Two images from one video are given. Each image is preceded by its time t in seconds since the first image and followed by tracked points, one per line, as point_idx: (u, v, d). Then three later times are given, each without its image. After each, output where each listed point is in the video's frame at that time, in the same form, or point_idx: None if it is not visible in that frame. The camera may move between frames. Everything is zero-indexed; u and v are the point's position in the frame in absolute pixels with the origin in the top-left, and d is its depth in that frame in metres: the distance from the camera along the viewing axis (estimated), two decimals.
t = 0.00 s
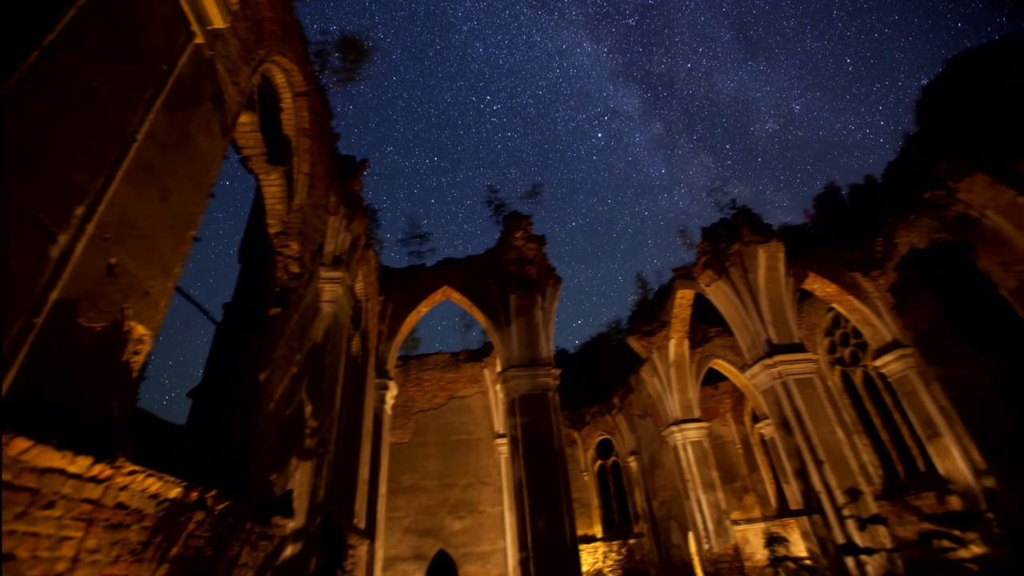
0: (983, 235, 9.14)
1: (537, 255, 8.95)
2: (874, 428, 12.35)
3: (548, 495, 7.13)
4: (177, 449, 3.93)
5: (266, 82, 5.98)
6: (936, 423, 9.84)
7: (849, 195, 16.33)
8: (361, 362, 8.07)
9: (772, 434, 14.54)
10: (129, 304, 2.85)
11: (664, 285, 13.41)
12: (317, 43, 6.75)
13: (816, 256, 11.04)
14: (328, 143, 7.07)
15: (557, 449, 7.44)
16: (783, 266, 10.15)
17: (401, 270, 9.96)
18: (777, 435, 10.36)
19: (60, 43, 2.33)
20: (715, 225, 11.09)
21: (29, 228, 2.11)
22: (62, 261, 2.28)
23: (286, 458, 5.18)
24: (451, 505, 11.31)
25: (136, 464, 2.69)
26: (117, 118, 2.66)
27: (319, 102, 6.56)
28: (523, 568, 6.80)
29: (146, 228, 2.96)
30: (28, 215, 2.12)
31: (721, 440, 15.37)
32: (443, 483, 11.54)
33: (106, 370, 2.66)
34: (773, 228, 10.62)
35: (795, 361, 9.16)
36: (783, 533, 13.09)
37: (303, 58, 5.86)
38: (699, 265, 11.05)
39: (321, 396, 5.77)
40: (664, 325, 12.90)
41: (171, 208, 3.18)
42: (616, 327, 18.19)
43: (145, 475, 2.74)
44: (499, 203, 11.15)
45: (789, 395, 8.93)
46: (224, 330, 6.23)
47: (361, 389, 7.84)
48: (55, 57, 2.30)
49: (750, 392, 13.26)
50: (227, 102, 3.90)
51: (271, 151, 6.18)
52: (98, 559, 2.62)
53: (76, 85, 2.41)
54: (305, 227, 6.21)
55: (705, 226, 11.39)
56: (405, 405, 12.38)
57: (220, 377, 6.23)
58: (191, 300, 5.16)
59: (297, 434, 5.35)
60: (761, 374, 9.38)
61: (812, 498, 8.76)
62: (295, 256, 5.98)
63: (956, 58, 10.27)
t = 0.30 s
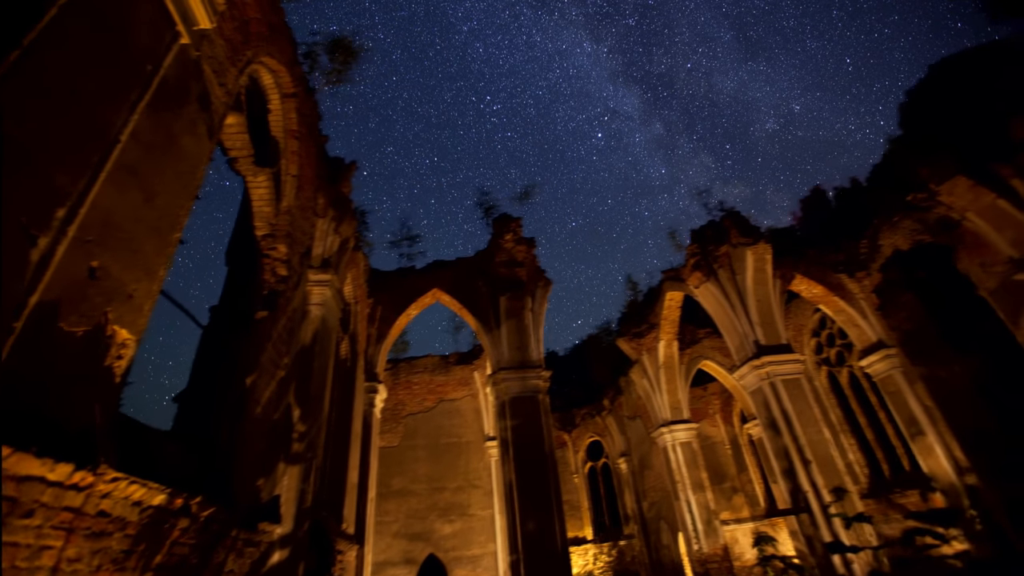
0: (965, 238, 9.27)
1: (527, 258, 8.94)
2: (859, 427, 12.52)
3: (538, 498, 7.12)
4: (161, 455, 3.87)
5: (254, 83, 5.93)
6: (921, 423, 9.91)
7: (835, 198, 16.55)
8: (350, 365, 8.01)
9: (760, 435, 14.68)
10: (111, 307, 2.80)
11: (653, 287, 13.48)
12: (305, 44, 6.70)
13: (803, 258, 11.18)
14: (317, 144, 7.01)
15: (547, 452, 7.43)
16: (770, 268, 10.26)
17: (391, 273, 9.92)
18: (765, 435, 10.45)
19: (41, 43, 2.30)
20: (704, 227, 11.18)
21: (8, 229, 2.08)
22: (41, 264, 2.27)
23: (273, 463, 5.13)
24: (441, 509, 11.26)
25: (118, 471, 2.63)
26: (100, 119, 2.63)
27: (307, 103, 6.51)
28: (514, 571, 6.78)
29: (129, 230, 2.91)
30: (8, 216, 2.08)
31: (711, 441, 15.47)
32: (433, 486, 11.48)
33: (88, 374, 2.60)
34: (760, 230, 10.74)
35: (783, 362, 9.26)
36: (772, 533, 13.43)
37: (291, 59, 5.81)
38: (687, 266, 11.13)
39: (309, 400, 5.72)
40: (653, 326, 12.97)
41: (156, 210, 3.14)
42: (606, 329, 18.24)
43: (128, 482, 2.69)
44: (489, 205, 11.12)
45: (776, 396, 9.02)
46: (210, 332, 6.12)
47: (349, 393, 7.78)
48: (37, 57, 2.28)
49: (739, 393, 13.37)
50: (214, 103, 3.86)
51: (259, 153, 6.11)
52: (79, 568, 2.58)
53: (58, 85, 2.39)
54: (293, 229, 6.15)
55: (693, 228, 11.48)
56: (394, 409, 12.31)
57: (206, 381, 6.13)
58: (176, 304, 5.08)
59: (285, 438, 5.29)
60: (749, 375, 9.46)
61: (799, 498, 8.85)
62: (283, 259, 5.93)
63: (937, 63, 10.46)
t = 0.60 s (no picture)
0: (947, 240, 9.35)
1: (517, 260, 8.93)
2: (846, 427, 12.67)
3: (529, 501, 7.10)
4: (145, 461, 3.80)
5: (241, 84, 5.87)
6: (904, 421, 10.46)
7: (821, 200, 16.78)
8: (339, 368, 7.95)
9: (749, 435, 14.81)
10: (95, 311, 2.75)
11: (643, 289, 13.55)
12: (294, 45, 6.65)
13: (789, 259, 11.33)
14: (305, 146, 6.96)
15: (538, 454, 7.42)
16: (758, 269, 10.36)
17: (381, 275, 9.87)
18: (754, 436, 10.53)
19: (21, 42, 2.27)
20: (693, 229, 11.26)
21: None
22: (21, 268, 2.25)
23: (260, 468, 5.08)
24: (431, 513, 11.20)
25: (101, 478, 2.59)
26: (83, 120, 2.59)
27: (296, 104, 6.46)
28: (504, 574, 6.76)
29: (113, 233, 2.86)
30: None
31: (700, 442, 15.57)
32: (423, 490, 11.42)
33: (71, 379, 2.55)
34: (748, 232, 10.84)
35: (771, 363, 9.35)
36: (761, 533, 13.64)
37: (280, 60, 5.77)
38: (677, 268, 11.21)
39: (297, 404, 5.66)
40: (643, 328, 13.03)
41: (141, 212, 3.09)
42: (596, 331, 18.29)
43: (111, 490, 2.66)
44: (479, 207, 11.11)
45: (765, 396, 9.11)
46: (196, 336, 6.03)
47: (338, 396, 7.72)
48: (16, 57, 2.24)
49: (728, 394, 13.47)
50: (200, 104, 3.81)
51: (247, 154, 6.06)
52: None
53: (38, 85, 2.35)
54: (281, 232, 6.08)
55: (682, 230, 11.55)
56: (384, 412, 12.24)
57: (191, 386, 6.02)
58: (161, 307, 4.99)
59: (272, 443, 5.24)
60: (738, 376, 9.53)
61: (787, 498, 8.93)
62: (271, 261, 5.84)
63: (919, 68, 10.62)
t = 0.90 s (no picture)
0: (932, 241, 9.48)
1: (507, 262, 8.93)
2: (833, 427, 12.82)
3: (519, 504, 7.10)
4: (129, 467, 3.74)
5: (228, 85, 5.81)
6: (890, 420, 10.33)
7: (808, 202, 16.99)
8: (328, 372, 7.88)
9: (738, 436, 14.94)
10: (76, 316, 2.69)
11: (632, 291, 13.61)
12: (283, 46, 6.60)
13: (777, 261, 11.45)
14: (294, 147, 6.90)
15: (528, 456, 7.42)
16: (747, 271, 10.45)
17: (370, 278, 9.82)
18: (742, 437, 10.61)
19: None
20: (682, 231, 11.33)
21: None
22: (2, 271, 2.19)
23: (247, 474, 5.02)
24: (421, 517, 11.14)
25: (83, 485, 2.54)
26: (65, 120, 2.55)
27: (284, 106, 6.41)
28: None
29: (97, 236, 2.81)
30: None
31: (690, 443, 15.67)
32: (413, 494, 11.35)
33: (52, 384, 2.50)
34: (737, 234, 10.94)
35: (759, 363, 9.44)
36: (750, 533, 13.70)
37: (268, 61, 5.73)
38: (666, 270, 11.27)
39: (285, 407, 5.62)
40: (633, 330, 13.07)
41: (125, 214, 3.04)
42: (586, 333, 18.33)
43: (93, 497, 2.61)
44: (469, 209, 11.10)
45: (753, 397, 9.19)
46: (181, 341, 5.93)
47: (327, 400, 7.66)
48: None
49: (717, 395, 13.57)
50: (186, 106, 3.77)
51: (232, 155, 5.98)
52: None
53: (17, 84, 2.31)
54: (270, 234, 6.02)
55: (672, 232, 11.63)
56: (374, 416, 12.16)
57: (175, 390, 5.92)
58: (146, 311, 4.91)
59: (259, 448, 5.19)
60: (727, 377, 9.60)
61: (775, 497, 9.00)
62: (258, 264, 5.79)
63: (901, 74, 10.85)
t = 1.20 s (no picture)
0: (910, 244, 9.86)
1: (495, 265, 8.93)
2: (818, 427, 12.98)
3: (507, 507, 7.08)
4: (109, 475, 3.67)
5: (213, 86, 5.73)
6: (872, 419, 10.55)
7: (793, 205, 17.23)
8: (315, 376, 7.80)
9: (725, 436, 15.07)
10: (54, 320, 2.62)
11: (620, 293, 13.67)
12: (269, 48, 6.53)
13: (762, 264, 11.61)
14: (280, 149, 6.84)
15: (517, 459, 7.40)
16: (733, 273, 10.56)
17: (357, 280, 9.75)
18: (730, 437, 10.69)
19: None
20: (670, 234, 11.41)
21: None
22: None
23: (231, 481, 4.94)
24: (410, 521, 11.06)
25: (60, 495, 2.51)
26: (43, 121, 2.50)
27: (270, 107, 6.35)
28: None
29: (76, 239, 2.75)
30: None
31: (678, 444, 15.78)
32: (401, 498, 11.27)
33: (27, 392, 2.41)
34: (723, 236, 11.06)
35: (745, 364, 9.53)
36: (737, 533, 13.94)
37: (253, 62, 5.67)
38: (654, 272, 11.35)
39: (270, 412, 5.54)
40: (621, 332, 13.13)
41: (105, 217, 2.98)
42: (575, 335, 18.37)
43: (71, 507, 2.57)
44: (458, 212, 11.09)
45: (740, 397, 9.28)
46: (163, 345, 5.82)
47: (314, 404, 7.57)
48: None
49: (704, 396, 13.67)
50: (169, 107, 3.72)
51: (220, 157, 5.97)
52: None
53: None
54: (255, 237, 5.95)
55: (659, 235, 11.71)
56: (361, 420, 12.06)
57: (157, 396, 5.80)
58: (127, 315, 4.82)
59: (243, 454, 5.11)
60: (714, 378, 9.68)
61: (761, 497, 9.08)
62: (244, 267, 5.70)
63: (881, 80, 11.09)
